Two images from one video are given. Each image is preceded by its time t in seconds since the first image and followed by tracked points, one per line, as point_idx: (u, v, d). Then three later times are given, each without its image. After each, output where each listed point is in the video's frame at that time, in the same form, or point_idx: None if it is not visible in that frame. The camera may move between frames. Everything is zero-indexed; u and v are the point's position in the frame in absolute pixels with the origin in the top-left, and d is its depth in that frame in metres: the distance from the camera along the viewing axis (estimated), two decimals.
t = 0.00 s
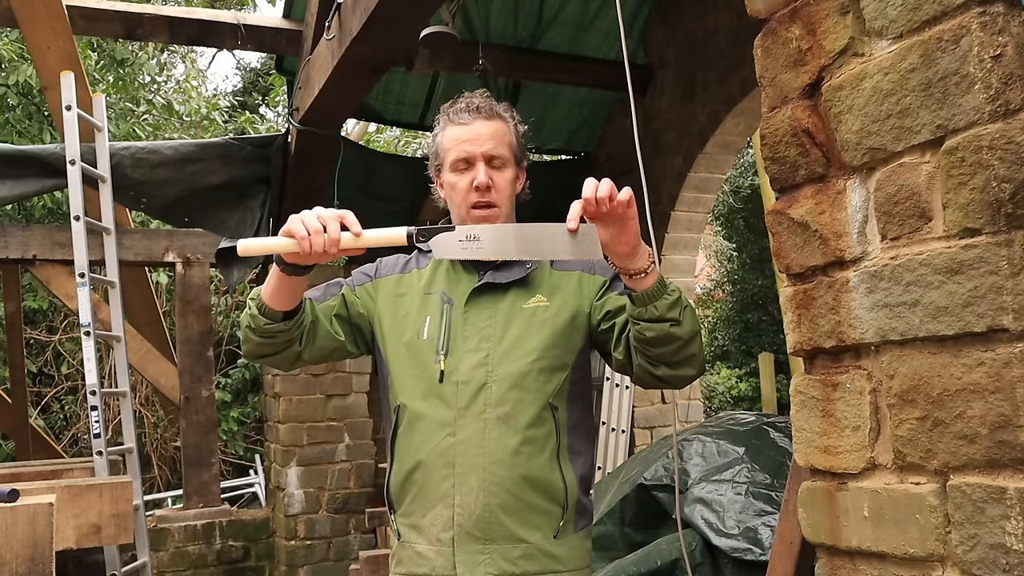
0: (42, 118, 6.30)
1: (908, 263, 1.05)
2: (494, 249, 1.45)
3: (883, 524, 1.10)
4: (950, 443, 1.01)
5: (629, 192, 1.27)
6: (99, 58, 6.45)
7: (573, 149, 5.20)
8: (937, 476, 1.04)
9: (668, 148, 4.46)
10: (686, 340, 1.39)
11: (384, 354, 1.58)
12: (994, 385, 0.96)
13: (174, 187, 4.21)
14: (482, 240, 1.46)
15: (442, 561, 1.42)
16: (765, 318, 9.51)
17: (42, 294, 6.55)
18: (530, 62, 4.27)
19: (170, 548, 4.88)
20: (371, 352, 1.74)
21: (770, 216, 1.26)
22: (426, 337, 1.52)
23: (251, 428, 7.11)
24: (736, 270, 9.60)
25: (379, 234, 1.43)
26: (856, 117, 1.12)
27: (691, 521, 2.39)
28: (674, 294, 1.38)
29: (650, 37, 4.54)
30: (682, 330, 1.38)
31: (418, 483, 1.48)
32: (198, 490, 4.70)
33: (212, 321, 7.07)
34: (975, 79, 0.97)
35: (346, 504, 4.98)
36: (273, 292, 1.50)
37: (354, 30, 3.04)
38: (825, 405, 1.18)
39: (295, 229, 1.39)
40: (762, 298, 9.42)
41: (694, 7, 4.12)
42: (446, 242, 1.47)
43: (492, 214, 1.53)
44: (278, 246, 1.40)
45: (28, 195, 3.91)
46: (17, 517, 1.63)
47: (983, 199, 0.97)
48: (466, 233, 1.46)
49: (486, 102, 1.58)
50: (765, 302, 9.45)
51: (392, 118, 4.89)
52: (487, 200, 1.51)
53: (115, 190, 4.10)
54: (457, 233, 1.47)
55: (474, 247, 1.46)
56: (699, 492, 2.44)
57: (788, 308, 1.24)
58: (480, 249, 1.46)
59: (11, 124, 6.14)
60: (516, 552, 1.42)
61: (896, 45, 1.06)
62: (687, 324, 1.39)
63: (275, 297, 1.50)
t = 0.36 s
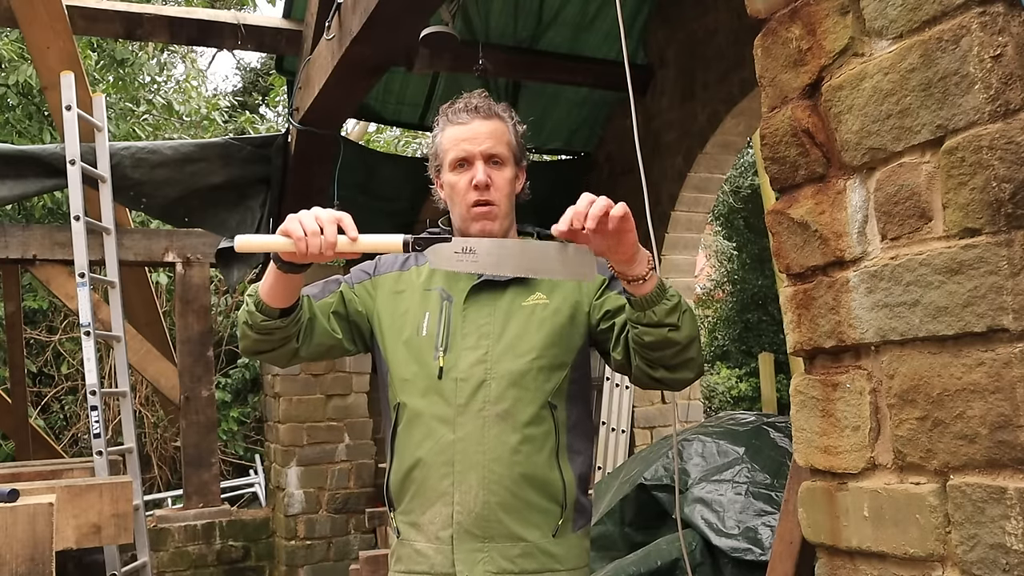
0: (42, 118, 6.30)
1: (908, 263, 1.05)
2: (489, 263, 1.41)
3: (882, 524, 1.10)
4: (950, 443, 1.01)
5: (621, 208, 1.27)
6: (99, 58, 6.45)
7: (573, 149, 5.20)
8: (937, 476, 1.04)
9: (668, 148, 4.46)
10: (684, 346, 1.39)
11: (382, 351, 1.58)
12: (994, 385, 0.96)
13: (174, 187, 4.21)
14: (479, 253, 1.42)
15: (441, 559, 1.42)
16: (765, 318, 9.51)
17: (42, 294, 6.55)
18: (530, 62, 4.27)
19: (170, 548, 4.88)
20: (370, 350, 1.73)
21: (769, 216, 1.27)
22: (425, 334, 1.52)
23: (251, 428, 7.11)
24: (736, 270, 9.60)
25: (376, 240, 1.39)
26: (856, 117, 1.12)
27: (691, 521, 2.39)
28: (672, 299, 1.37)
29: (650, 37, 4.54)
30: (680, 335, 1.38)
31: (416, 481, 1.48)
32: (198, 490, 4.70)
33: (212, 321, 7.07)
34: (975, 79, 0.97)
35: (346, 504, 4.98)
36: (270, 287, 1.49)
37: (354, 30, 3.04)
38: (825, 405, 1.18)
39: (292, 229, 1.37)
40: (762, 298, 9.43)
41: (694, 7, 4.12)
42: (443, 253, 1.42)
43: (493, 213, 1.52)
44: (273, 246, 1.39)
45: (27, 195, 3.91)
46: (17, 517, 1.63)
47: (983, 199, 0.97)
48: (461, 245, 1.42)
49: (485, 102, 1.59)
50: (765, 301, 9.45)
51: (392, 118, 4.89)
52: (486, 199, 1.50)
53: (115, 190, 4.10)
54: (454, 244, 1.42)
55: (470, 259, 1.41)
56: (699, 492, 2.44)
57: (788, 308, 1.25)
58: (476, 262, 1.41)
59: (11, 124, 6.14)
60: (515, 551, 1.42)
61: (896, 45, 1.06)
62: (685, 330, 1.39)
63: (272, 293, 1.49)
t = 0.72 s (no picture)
0: (42, 118, 6.30)
1: (908, 263, 1.05)
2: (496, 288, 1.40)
3: (883, 524, 1.10)
4: (950, 443, 1.01)
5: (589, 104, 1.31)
6: (99, 58, 6.45)
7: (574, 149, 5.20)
8: (937, 476, 1.04)
9: (668, 148, 4.46)
10: (681, 266, 1.35)
11: (382, 351, 1.58)
12: (994, 385, 0.96)
13: (174, 187, 4.21)
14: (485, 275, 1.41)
15: (441, 558, 1.42)
16: (765, 318, 9.50)
17: (42, 293, 6.55)
18: (530, 62, 4.27)
19: (170, 548, 4.88)
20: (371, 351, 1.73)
21: (770, 216, 1.26)
22: (424, 334, 1.52)
23: (251, 428, 7.11)
24: (736, 270, 9.61)
25: (382, 254, 1.40)
26: (856, 117, 1.12)
27: (691, 521, 2.39)
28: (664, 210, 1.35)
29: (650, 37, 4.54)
30: (677, 252, 1.35)
31: (416, 481, 1.48)
32: (198, 490, 4.70)
33: (212, 321, 7.07)
34: (976, 79, 0.97)
35: (346, 504, 4.98)
36: (273, 292, 1.49)
37: (354, 30, 3.04)
38: (825, 405, 1.18)
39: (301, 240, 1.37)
40: (762, 298, 9.42)
41: (694, 7, 4.12)
42: (450, 273, 1.41)
43: (493, 213, 1.53)
44: (280, 254, 1.39)
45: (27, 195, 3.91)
46: (17, 517, 1.63)
47: (983, 198, 0.97)
48: (470, 265, 1.41)
49: (490, 102, 1.58)
50: (765, 302, 9.45)
51: (392, 117, 4.89)
52: (488, 200, 1.51)
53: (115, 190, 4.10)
54: (462, 266, 1.41)
55: (477, 282, 1.41)
56: (699, 492, 2.44)
57: (788, 308, 1.24)
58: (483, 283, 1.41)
59: (11, 124, 6.14)
60: (516, 548, 1.42)
61: (896, 45, 1.06)
62: (681, 248, 1.35)
63: (274, 298, 1.49)
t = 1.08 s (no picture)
0: (42, 118, 6.30)
1: (908, 263, 1.05)
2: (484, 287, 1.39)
3: (883, 524, 1.10)
4: (950, 443, 1.01)
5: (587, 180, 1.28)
6: (99, 58, 6.46)
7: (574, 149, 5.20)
8: (937, 476, 1.04)
9: (668, 148, 4.46)
10: (682, 314, 1.37)
11: (380, 353, 1.58)
12: (994, 385, 0.96)
13: (174, 187, 4.21)
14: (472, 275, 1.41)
15: (443, 560, 1.42)
16: (765, 318, 9.51)
17: (42, 293, 6.55)
18: (530, 62, 4.27)
19: (170, 548, 4.88)
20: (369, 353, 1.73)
21: (769, 216, 1.26)
22: (422, 336, 1.52)
23: (251, 428, 7.11)
24: (736, 270, 9.61)
25: (369, 257, 1.39)
26: (856, 117, 1.12)
27: (691, 521, 2.39)
28: (664, 265, 1.35)
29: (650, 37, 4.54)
30: (676, 303, 1.36)
31: (416, 483, 1.48)
32: (198, 490, 4.71)
33: (212, 322, 7.06)
34: (976, 79, 0.97)
35: (346, 504, 4.98)
36: (265, 300, 1.48)
37: (354, 30, 3.04)
38: (826, 405, 1.18)
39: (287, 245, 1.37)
40: (762, 298, 9.43)
41: (694, 7, 4.12)
42: (436, 272, 1.41)
43: (488, 213, 1.52)
44: (267, 259, 1.38)
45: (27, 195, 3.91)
46: (17, 517, 1.63)
47: (983, 198, 0.97)
48: (456, 265, 1.41)
49: (483, 102, 1.58)
50: (765, 302, 9.45)
51: (392, 118, 4.89)
52: (483, 200, 1.51)
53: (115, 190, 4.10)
54: (448, 265, 1.41)
55: (464, 281, 1.40)
56: (699, 492, 2.44)
57: (788, 308, 1.25)
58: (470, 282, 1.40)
59: (11, 124, 6.14)
60: (517, 549, 1.42)
61: (896, 45, 1.06)
62: (681, 297, 1.36)
63: (267, 305, 1.49)
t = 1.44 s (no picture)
0: (42, 118, 6.30)
1: (908, 263, 1.05)
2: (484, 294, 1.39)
3: (882, 524, 1.10)
4: (950, 443, 1.01)
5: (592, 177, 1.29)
6: (99, 58, 6.46)
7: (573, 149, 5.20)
8: (937, 476, 1.04)
9: (668, 148, 4.46)
10: (687, 310, 1.37)
11: (379, 354, 1.58)
12: (993, 385, 0.96)
13: (174, 187, 4.21)
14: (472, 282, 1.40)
15: (444, 561, 1.42)
16: (765, 318, 9.51)
17: (42, 294, 6.56)
18: (530, 62, 4.27)
19: (170, 548, 4.88)
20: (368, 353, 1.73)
21: (769, 215, 1.26)
22: (421, 337, 1.52)
23: (251, 428, 7.11)
24: (736, 270, 9.61)
25: (370, 262, 1.39)
26: (856, 117, 1.12)
27: (691, 521, 2.40)
28: (669, 261, 1.35)
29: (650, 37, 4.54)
30: (680, 299, 1.36)
31: (417, 484, 1.48)
32: (198, 490, 4.71)
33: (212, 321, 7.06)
34: (976, 79, 0.97)
35: (346, 504, 4.98)
36: (264, 304, 1.48)
37: (354, 30, 3.04)
38: (825, 405, 1.18)
39: (286, 251, 1.36)
40: (762, 298, 9.43)
41: (694, 7, 4.12)
42: (437, 280, 1.41)
43: (487, 213, 1.53)
44: (266, 265, 1.37)
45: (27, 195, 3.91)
46: (17, 517, 1.63)
47: (983, 199, 0.97)
48: (457, 272, 1.41)
49: (480, 102, 1.58)
50: (765, 302, 9.45)
51: (392, 118, 4.89)
52: (481, 199, 1.51)
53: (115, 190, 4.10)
54: (449, 272, 1.41)
55: (465, 288, 1.40)
56: (699, 492, 2.44)
57: (788, 308, 1.24)
58: (470, 290, 1.40)
59: (11, 124, 6.14)
60: (519, 550, 1.42)
61: (896, 45, 1.06)
62: (685, 292, 1.36)
63: (266, 310, 1.48)
